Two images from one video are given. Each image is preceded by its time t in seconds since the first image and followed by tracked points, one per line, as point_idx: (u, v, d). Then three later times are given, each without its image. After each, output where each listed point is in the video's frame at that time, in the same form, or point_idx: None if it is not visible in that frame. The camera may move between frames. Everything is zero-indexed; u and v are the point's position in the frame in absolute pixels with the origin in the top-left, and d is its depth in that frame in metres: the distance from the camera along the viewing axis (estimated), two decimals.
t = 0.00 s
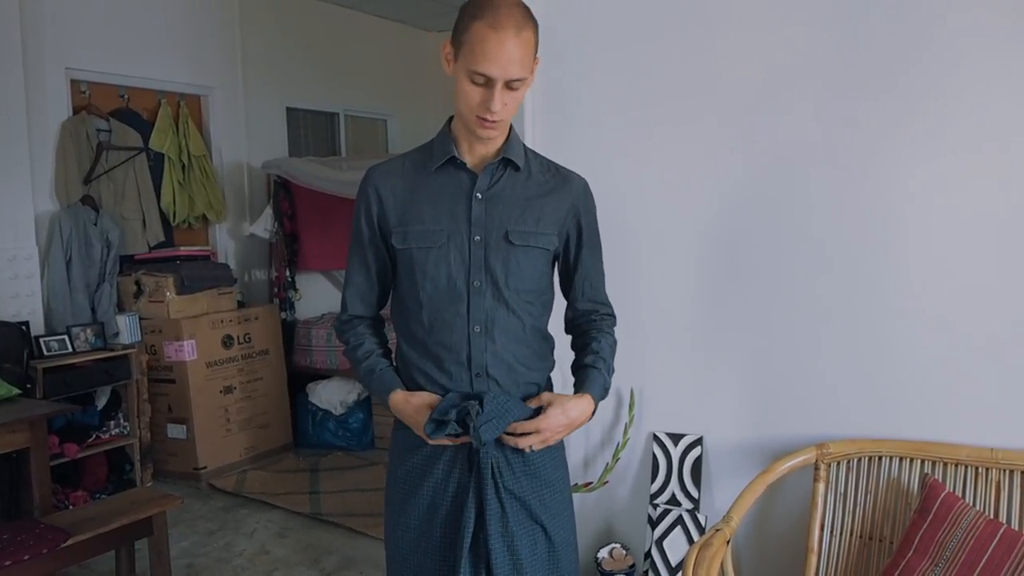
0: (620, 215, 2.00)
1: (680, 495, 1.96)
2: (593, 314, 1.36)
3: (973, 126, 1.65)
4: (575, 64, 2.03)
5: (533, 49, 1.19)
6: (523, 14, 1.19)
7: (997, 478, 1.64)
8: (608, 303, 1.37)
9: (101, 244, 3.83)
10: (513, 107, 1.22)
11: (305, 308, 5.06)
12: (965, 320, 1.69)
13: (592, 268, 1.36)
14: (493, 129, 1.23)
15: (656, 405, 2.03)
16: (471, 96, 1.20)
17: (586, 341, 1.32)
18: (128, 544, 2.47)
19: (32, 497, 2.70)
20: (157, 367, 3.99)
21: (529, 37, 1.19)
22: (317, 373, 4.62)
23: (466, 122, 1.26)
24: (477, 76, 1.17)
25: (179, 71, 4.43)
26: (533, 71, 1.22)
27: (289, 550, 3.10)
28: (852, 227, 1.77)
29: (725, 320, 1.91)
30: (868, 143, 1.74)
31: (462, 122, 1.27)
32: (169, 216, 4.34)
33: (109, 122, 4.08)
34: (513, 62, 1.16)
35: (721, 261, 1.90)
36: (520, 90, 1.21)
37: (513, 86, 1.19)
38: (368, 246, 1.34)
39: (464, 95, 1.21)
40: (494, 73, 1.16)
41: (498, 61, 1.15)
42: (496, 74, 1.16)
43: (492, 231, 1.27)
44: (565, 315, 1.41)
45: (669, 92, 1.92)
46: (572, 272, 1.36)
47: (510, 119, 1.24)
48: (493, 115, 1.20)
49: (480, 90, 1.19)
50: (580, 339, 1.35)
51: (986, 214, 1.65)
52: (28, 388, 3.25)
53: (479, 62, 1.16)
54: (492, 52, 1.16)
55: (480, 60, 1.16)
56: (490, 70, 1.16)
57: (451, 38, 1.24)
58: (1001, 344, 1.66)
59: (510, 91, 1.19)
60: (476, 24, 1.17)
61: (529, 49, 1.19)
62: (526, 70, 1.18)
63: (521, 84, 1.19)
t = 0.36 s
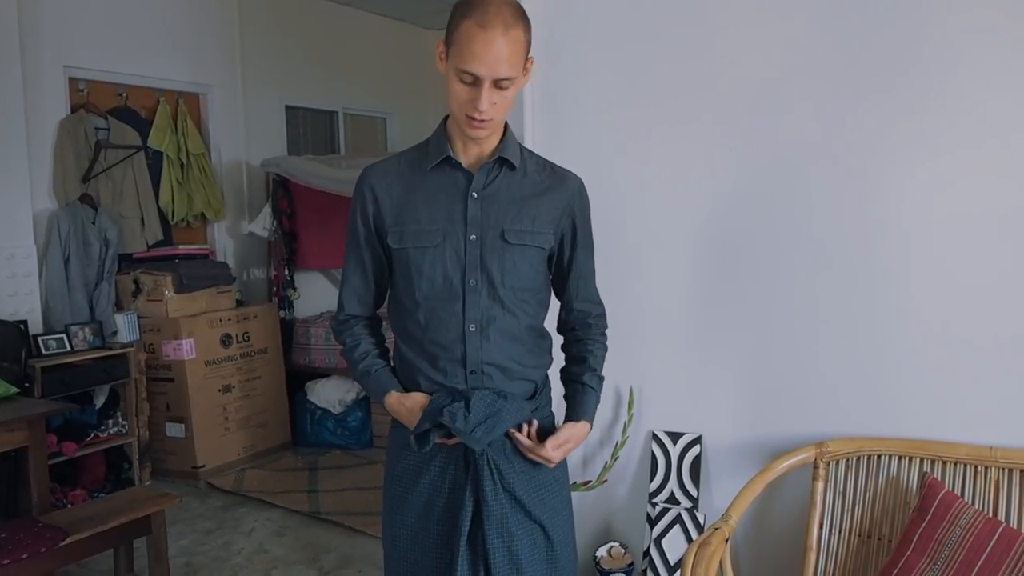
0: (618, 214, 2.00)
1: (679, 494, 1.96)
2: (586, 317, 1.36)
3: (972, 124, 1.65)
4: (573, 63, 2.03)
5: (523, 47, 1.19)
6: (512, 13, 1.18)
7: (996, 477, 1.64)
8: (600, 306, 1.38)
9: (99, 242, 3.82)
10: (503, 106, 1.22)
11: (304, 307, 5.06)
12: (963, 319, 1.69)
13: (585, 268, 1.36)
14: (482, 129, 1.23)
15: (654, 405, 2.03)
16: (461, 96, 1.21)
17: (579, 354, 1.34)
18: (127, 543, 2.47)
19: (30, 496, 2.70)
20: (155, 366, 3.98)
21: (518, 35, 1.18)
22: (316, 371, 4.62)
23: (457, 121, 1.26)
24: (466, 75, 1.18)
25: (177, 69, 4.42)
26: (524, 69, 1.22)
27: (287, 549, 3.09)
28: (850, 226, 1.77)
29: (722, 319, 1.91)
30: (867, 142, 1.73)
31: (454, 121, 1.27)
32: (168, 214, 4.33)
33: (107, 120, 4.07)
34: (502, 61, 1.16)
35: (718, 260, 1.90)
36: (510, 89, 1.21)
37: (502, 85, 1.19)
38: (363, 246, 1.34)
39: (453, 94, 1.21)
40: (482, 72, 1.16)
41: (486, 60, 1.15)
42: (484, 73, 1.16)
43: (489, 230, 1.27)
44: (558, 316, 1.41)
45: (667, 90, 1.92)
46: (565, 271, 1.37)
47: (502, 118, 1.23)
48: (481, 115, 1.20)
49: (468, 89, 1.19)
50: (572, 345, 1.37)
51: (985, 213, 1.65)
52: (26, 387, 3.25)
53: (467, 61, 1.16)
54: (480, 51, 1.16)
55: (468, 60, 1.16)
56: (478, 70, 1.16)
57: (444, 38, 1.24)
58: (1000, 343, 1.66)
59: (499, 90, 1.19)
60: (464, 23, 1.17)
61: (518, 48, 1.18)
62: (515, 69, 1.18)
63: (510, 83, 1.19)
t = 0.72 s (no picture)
0: (616, 211, 2.00)
1: (678, 491, 1.96)
2: (579, 313, 1.35)
3: (971, 122, 1.64)
4: (572, 59, 2.02)
5: (509, 41, 1.18)
6: (495, 8, 1.18)
7: (996, 475, 1.64)
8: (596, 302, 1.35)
9: (98, 239, 3.82)
10: (496, 101, 1.21)
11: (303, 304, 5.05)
12: (962, 316, 1.68)
13: (582, 264, 1.34)
14: (477, 126, 1.22)
15: (653, 402, 2.02)
16: (452, 95, 1.20)
17: (567, 343, 1.31)
18: (126, 541, 2.47)
19: (29, 493, 2.69)
20: (155, 363, 3.97)
21: (504, 29, 1.18)
22: (315, 369, 4.61)
23: (453, 120, 1.26)
24: (454, 73, 1.17)
25: (176, 66, 4.42)
26: (513, 63, 1.21)
27: (286, 547, 3.09)
28: (850, 223, 1.76)
29: (721, 317, 1.91)
30: (867, 137, 1.73)
31: (450, 120, 1.26)
32: (167, 212, 4.33)
33: (106, 118, 4.06)
34: (488, 56, 1.15)
35: (717, 258, 1.90)
36: (501, 84, 1.20)
37: (491, 80, 1.18)
38: (362, 243, 1.34)
39: (445, 93, 1.21)
40: (469, 68, 1.16)
41: (471, 57, 1.15)
42: (471, 69, 1.16)
43: (487, 227, 1.26)
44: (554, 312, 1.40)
45: (666, 87, 1.91)
46: (560, 267, 1.36)
47: (496, 114, 1.23)
48: (474, 111, 1.19)
49: (458, 87, 1.19)
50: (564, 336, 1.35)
51: (985, 210, 1.65)
52: (24, 384, 3.25)
53: (454, 59, 1.16)
54: (465, 48, 1.15)
55: (455, 57, 1.16)
56: (465, 67, 1.16)
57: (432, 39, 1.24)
58: (999, 339, 1.66)
59: (489, 86, 1.19)
60: (449, 22, 1.17)
61: (504, 41, 1.17)
62: (503, 62, 1.17)
63: (500, 78, 1.18)
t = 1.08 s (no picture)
0: (617, 208, 1.99)
1: (679, 488, 1.96)
2: (577, 306, 1.31)
3: (971, 119, 1.64)
4: (572, 57, 2.02)
5: (496, 32, 1.17)
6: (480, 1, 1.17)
7: (996, 472, 1.64)
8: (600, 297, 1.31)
9: (98, 236, 3.81)
10: (488, 94, 1.21)
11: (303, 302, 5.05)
12: (962, 313, 1.68)
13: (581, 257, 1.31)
14: (470, 119, 1.22)
15: (654, 399, 2.02)
16: (444, 90, 1.20)
17: (553, 332, 1.28)
18: (126, 538, 2.47)
19: (29, 490, 2.69)
20: (155, 361, 3.97)
21: (491, 21, 1.17)
22: (315, 366, 4.61)
23: (447, 115, 1.25)
24: (444, 68, 1.17)
25: (176, 63, 4.41)
26: (503, 55, 1.20)
27: (286, 544, 3.09)
28: (851, 220, 1.76)
29: (721, 314, 1.91)
30: (867, 134, 1.73)
31: (445, 115, 1.26)
32: (167, 209, 4.32)
33: (105, 115, 4.06)
34: (476, 49, 1.15)
35: (718, 254, 1.89)
36: (492, 77, 1.19)
37: (481, 73, 1.17)
38: (361, 240, 1.33)
39: (437, 89, 1.21)
40: (457, 62, 1.15)
41: (459, 50, 1.15)
42: (459, 63, 1.15)
43: (485, 222, 1.26)
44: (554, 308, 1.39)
45: (666, 84, 1.91)
46: (559, 260, 1.33)
47: (490, 106, 1.22)
48: (466, 105, 1.19)
49: (449, 82, 1.19)
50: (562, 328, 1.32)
51: (986, 207, 1.64)
52: (25, 381, 3.24)
53: (443, 54, 1.16)
54: (452, 42, 1.15)
55: (443, 52, 1.16)
56: (453, 61, 1.15)
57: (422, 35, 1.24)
58: (1000, 335, 1.65)
59: (480, 79, 1.18)
60: (436, 18, 1.17)
61: (492, 34, 1.17)
62: (492, 55, 1.17)
63: (489, 70, 1.17)
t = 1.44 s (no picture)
0: (618, 206, 1.99)
1: (680, 487, 1.96)
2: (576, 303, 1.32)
3: (974, 117, 1.63)
4: (574, 55, 2.01)
5: (486, 26, 1.17)
6: None
7: (999, 470, 1.63)
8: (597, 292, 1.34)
9: (99, 235, 3.81)
10: (481, 89, 1.20)
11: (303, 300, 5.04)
12: (966, 312, 1.67)
13: (580, 252, 1.33)
14: (466, 115, 1.21)
15: (655, 398, 2.02)
16: (437, 87, 1.20)
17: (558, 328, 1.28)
18: (127, 536, 2.47)
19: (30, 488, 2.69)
20: (156, 359, 3.97)
21: (479, 16, 1.16)
22: (316, 365, 4.61)
23: (442, 112, 1.25)
24: (435, 65, 1.17)
25: (176, 61, 4.41)
26: (495, 48, 1.20)
27: (287, 542, 3.09)
28: (854, 218, 1.75)
29: (722, 312, 1.90)
30: (869, 132, 1.72)
31: (441, 113, 1.25)
32: (168, 208, 4.32)
33: (106, 113, 4.05)
34: (466, 44, 1.14)
35: (719, 254, 1.89)
36: (484, 70, 1.18)
37: (473, 67, 1.17)
38: (360, 240, 1.33)
39: (430, 86, 1.20)
40: (447, 58, 1.15)
41: (449, 46, 1.14)
42: (450, 58, 1.15)
43: (483, 218, 1.26)
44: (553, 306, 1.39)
45: (668, 82, 1.90)
46: (559, 256, 1.34)
47: (483, 101, 1.21)
48: (459, 101, 1.18)
49: (441, 78, 1.18)
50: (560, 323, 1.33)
51: (989, 206, 1.64)
52: (25, 380, 3.25)
53: (433, 51, 1.15)
54: (442, 38, 1.14)
55: (433, 48, 1.15)
56: (444, 57, 1.15)
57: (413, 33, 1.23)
58: (1004, 333, 1.65)
59: (471, 73, 1.17)
60: (425, 15, 1.17)
61: (481, 27, 1.16)
62: (483, 48, 1.16)
63: (481, 64, 1.17)
